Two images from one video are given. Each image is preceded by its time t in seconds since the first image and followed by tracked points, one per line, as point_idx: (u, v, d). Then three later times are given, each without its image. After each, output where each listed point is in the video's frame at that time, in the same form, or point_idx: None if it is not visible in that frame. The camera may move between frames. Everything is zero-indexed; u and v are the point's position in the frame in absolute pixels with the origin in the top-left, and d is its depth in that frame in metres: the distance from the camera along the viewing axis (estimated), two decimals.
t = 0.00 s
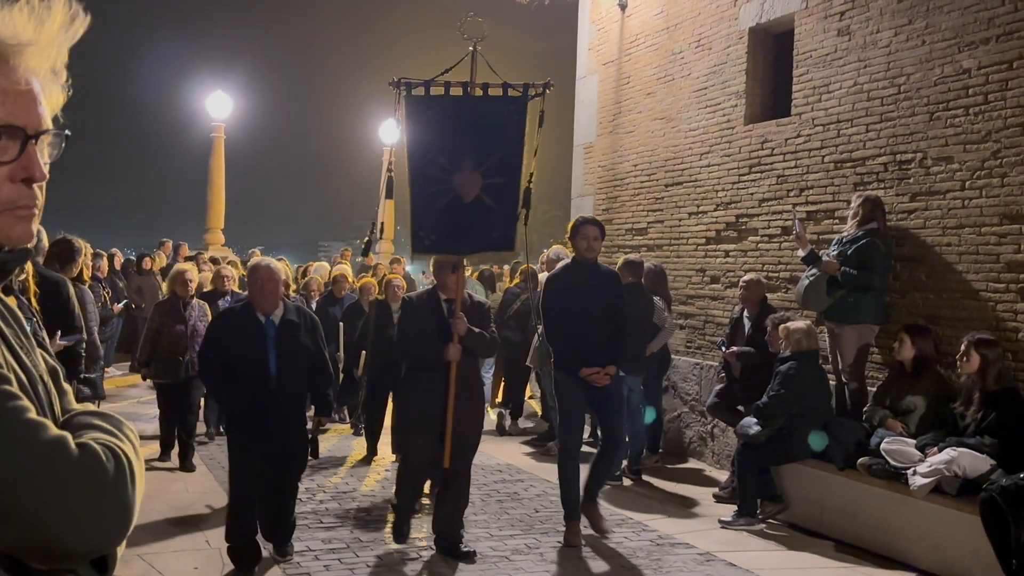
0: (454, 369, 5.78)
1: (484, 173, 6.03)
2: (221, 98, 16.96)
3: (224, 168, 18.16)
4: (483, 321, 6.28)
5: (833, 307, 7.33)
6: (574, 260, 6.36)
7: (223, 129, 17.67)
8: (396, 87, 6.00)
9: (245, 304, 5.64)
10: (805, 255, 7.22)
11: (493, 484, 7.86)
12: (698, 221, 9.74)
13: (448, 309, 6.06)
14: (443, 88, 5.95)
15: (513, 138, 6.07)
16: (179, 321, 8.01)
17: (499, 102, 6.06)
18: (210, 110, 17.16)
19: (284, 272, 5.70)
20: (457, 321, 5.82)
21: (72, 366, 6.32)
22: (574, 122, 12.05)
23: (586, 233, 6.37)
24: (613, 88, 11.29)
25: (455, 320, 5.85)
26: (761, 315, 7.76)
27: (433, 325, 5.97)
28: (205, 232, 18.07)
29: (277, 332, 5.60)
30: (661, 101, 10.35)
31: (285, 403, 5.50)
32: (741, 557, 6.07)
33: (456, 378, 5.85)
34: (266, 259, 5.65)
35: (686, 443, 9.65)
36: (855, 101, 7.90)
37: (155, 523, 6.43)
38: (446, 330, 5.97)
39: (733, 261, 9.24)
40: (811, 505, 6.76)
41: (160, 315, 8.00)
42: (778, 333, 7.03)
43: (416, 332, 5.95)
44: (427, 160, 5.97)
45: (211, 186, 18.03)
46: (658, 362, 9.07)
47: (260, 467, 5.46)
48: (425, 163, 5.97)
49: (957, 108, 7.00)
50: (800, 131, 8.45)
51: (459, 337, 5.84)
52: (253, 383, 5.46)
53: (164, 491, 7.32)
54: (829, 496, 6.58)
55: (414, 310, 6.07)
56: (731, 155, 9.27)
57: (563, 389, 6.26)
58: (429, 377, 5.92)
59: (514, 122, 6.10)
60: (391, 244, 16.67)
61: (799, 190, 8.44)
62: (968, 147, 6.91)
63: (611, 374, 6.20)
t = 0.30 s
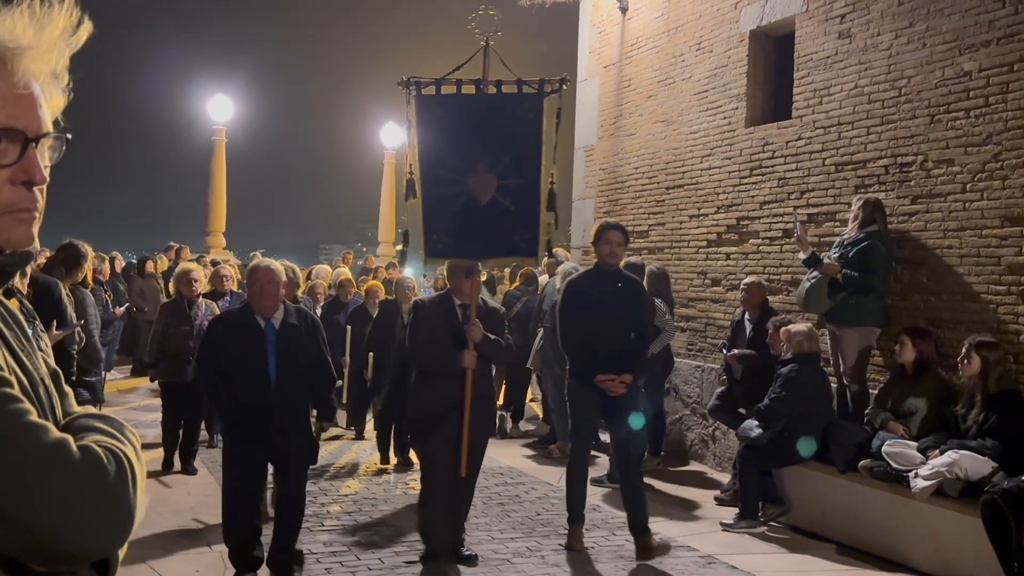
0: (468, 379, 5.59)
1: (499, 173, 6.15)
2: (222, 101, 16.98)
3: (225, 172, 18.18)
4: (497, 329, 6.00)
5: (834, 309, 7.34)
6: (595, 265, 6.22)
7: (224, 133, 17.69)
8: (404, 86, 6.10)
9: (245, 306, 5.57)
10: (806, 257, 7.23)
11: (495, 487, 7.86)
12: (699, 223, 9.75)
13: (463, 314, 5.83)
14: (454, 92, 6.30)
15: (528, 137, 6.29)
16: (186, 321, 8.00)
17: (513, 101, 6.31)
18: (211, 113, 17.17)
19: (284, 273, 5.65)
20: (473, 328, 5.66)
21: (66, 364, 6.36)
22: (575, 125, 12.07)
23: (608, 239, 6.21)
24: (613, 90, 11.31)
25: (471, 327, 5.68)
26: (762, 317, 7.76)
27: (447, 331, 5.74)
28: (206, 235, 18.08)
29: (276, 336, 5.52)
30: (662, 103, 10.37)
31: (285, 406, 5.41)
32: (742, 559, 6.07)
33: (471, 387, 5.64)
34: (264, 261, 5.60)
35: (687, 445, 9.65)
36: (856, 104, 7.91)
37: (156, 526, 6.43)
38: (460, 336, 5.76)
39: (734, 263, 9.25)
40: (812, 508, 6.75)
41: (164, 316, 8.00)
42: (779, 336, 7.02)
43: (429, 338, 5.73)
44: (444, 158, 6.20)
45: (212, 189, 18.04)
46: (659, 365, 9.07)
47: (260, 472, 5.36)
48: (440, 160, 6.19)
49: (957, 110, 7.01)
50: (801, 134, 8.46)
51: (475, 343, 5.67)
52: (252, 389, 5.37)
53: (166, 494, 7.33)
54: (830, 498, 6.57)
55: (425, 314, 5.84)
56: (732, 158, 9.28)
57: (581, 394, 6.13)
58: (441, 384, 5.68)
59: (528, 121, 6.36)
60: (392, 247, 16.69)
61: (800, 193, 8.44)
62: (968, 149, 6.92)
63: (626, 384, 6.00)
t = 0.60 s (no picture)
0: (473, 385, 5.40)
1: (516, 174, 5.66)
2: (224, 104, 16.99)
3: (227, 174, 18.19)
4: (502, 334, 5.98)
5: (836, 311, 7.33)
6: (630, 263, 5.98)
7: (226, 135, 17.70)
8: (426, 75, 5.75)
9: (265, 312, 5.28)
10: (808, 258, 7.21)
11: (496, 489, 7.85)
12: (701, 226, 9.74)
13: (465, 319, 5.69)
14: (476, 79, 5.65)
15: (551, 133, 5.74)
16: (189, 329, 7.84)
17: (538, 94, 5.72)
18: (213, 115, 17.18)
19: (309, 282, 5.36)
20: (483, 330, 5.43)
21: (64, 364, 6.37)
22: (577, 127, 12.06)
23: (647, 237, 5.97)
24: (615, 92, 11.30)
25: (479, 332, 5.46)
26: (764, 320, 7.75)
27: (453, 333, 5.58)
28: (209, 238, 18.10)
29: (292, 346, 5.20)
30: (664, 105, 10.37)
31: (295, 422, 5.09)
32: (744, 561, 6.06)
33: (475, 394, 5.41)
34: (291, 267, 5.33)
35: (689, 447, 9.64)
36: (857, 106, 7.90)
37: (158, 529, 6.43)
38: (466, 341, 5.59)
39: (736, 266, 9.25)
40: (815, 510, 6.73)
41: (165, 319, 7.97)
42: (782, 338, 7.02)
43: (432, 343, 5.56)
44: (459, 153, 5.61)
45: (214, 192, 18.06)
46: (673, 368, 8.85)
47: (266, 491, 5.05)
48: (455, 154, 5.60)
49: (959, 112, 7.00)
50: (802, 136, 8.45)
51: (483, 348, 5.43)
52: (263, 398, 5.09)
53: (168, 497, 7.34)
54: (833, 500, 6.56)
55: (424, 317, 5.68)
56: (734, 160, 9.27)
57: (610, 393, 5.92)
58: (442, 391, 5.52)
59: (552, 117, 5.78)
60: (394, 249, 16.70)
61: (801, 195, 8.44)
62: (970, 151, 6.91)
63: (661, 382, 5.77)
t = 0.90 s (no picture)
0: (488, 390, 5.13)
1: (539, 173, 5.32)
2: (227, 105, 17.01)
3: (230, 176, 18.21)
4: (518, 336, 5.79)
5: (839, 313, 7.31)
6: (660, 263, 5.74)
7: (229, 137, 17.71)
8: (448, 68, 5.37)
9: (275, 311, 5.23)
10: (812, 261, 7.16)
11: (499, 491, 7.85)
12: (704, 227, 9.74)
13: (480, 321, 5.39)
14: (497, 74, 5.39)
15: (570, 129, 5.46)
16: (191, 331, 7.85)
17: (562, 92, 5.48)
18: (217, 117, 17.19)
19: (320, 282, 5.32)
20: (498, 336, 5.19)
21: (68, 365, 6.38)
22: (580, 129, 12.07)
23: (675, 237, 5.72)
24: (618, 94, 11.30)
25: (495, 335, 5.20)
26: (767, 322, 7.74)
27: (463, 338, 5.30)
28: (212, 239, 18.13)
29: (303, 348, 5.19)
30: (667, 107, 10.36)
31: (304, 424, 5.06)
32: (747, 563, 6.06)
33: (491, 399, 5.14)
34: (302, 267, 5.28)
35: (692, 449, 9.63)
36: (861, 108, 7.90)
37: (162, 531, 6.44)
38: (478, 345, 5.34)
39: (738, 267, 9.24)
40: (818, 513, 6.72)
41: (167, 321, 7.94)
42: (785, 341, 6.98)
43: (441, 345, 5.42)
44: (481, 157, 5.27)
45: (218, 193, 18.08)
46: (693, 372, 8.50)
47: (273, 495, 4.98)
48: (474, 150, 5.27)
49: (962, 113, 7.00)
50: (806, 137, 8.45)
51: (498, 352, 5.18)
52: (273, 399, 5.05)
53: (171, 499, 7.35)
54: (837, 502, 6.55)
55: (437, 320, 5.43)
56: (737, 161, 9.27)
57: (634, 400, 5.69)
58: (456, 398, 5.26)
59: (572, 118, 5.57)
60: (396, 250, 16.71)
61: (805, 197, 8.44)
62: (973, 153, 6.91)
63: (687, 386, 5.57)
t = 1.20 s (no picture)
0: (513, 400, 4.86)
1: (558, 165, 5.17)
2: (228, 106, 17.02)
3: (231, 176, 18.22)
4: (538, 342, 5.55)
5: (841, 315, 7.30)
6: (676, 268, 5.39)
7: (230, 137, 17.72)
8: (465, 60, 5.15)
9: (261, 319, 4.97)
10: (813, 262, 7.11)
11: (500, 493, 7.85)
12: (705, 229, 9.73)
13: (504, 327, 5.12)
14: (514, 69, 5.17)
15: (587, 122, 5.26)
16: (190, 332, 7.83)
17: (573, 86, 5.28)
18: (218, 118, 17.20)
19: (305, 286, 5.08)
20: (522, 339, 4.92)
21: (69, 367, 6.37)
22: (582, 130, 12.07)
23: (691, 241, 5.37)
24: (620, 95, 11.30)
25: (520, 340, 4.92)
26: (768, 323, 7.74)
27: (486, 342, 5.09)
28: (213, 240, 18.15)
29: (294, 355, 4.94)
30: (669, 108, 10.36)
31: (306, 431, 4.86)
32: (749, 565, 6.05)
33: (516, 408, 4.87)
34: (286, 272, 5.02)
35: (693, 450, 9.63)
36: (862, 109, 7.90)
37: (164, 533, 6.45)
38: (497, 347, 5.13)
39: (740, 269, 9.23)
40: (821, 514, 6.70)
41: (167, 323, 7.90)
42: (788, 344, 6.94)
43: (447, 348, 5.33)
44: (490, 154, 5.11)
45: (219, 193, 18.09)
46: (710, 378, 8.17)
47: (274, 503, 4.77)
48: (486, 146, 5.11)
49: (964, 115, 7.00)
50: (807, 139, 8.45)
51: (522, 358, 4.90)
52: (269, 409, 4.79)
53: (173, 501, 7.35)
54: (839, 504, 6.53)
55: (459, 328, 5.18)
56: (739, 163, 9.27)
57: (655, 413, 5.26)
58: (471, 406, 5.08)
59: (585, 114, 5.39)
60: (397, 251, 16.72)
61: (806, 198, 8.43)
62: (975, 155, 6.90)
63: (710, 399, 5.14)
